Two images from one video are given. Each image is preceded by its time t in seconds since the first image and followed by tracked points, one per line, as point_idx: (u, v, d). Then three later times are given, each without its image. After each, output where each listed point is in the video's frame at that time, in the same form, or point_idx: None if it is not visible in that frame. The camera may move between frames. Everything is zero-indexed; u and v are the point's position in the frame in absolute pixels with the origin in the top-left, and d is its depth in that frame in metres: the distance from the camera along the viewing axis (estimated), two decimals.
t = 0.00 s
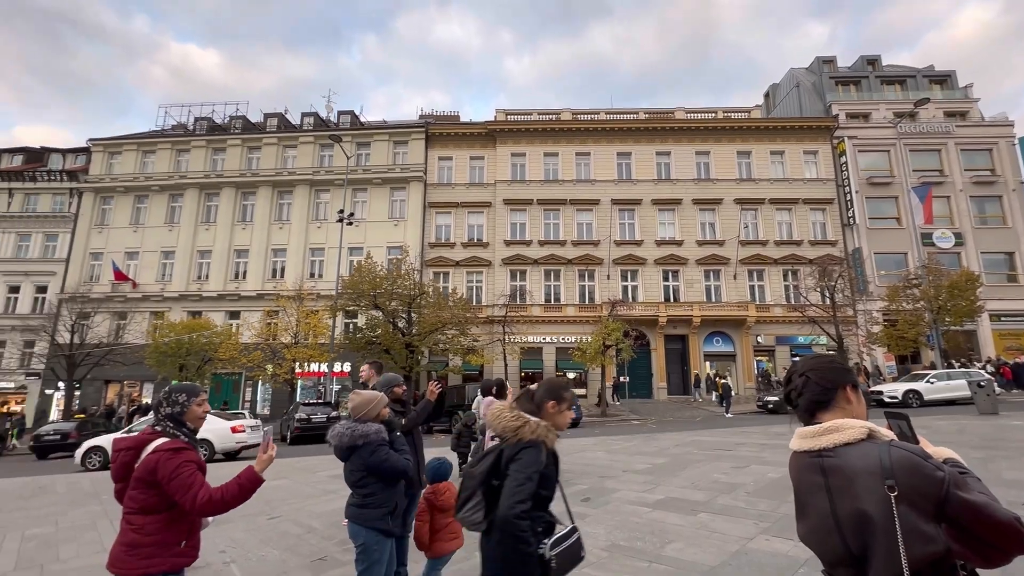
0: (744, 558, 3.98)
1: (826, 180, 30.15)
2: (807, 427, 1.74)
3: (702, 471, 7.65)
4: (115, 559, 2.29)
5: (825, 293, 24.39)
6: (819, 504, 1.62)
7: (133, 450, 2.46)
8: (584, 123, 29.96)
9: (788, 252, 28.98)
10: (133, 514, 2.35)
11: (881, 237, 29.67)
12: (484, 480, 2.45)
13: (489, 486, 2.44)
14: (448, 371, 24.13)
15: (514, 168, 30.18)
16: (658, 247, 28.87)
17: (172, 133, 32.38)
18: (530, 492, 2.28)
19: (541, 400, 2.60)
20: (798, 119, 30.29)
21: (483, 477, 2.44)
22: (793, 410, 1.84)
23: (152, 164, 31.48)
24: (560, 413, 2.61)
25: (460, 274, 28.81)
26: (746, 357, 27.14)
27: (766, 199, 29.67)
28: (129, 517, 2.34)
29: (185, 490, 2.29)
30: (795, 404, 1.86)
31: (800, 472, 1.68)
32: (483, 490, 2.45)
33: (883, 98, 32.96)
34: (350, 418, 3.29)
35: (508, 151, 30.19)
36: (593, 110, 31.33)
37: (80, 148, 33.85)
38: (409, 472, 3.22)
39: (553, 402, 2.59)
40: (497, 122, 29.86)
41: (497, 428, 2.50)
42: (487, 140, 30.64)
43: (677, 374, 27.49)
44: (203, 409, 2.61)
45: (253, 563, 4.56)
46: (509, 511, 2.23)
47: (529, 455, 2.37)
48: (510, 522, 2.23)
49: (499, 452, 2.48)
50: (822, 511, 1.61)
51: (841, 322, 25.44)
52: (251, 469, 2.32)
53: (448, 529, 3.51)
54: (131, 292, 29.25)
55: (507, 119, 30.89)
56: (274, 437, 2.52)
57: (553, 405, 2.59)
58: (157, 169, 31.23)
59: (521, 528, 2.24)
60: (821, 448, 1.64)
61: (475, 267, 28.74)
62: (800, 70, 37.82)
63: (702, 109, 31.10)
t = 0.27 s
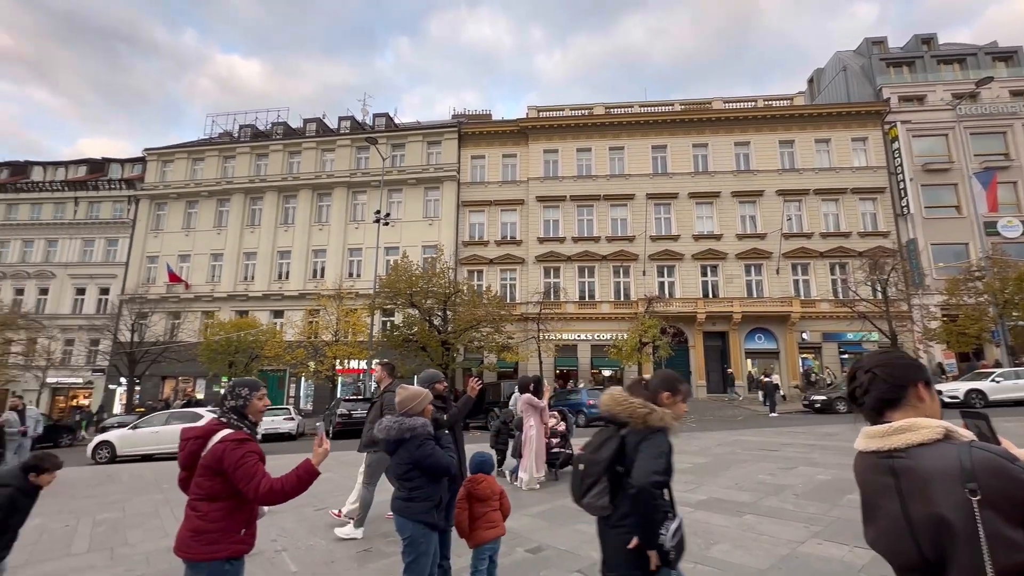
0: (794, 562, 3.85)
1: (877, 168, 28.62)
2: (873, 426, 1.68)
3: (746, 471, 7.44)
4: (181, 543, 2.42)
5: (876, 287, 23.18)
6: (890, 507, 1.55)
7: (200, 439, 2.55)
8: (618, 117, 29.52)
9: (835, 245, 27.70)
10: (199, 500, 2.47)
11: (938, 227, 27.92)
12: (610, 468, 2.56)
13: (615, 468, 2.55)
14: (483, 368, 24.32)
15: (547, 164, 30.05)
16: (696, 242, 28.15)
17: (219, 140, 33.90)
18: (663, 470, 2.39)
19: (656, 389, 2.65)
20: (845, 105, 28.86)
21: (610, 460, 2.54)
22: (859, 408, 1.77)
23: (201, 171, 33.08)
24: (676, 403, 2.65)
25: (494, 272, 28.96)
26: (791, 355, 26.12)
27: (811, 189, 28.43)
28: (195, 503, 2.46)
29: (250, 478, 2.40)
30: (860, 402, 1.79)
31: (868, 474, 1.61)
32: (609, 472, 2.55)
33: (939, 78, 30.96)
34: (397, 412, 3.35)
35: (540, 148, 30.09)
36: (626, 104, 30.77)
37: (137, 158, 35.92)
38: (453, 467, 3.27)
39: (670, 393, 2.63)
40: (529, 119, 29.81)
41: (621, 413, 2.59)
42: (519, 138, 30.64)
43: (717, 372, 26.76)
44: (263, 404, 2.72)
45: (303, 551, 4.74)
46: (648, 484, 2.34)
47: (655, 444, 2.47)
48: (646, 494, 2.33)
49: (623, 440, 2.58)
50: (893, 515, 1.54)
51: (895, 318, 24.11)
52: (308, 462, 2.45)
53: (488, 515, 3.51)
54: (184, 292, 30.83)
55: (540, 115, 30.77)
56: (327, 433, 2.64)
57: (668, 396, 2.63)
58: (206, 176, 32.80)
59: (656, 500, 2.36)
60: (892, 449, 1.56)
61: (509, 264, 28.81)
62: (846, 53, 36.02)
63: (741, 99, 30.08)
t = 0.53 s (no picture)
0: (855, 568, 3.68)
1: (938, 152, 26.79)
2: (963, 428, 1.61)
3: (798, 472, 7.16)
4: (250, 530, 2.54)
5: (939, 279, 21.74)
6: (988, 514, 1.46)
7: (267, 431, 2.67)
8: (655, 109, 28.85)
9: (892, 235, 26.15)
10: (266, 490, 2.58)
11: (1009, 213, 25.88)
12: (743, 458, 2.54)
13: (752, 461, 2.52)
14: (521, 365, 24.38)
15: (583, 159, 29.74)
16: (739, 235, 27.19)
17: (265, 147, 35.33)
18: (801, 458, 2.39)
19: (787, 382, 2.64)
20: (902, 86, 27.14)
21: (743, 453, 2.53)
22: (951, 407, 1.69)
23: (249, 176, 34.60)
24: (809, 397, 2.64)
25: (530, 269, 28.94)
26: (844, 352, 24.87)
27: (865, 177, 26.94)
28: (262, 493, 2.58)
29: (312, 472, 2.50)
30: (951, 401, 1.71)
31: (965, 478, 1.53)
32: (743, 464, 2.52)
33: (1010, 53, 28.64)
34: (449, 406, 3.40)
35: (576, 143, 29.79)
36: (664, 94, 29.99)
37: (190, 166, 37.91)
38: (505, 464, 3.30)
39: (802, 385, 2.63)
40: (564, 115, 29.59)
41: (750, 406, 2.61)
42: (554, 134, 30.46)
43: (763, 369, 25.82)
44: (325, 399, 2.82)
45: (355, 542, 4.90)
46: (785, 469, 2.34)
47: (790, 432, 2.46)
48: (784, 481, 2.34)
49: (754, 432, 2.58)
50: (992, 523, 1.45)
51: (960, 312, 22.57)
52: (367, 459, 2.52)
53: (537, 511, 3.51)
54: (235, 292, 32.38)
55: (575, 110, 30.46)
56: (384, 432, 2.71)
57: (801, 388, 2.63)
58: (254, 181, 34.28)
59: (796, 486, 2.35)
60: (992, 452, 1.49)
61: (546, 261, 28.71)
62: (903, 30, 33.86)
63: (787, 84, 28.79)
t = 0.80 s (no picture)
0: None
1: (1007, 131, 24.83)
2: None
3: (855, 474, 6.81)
4: (314, 520, 2.64)
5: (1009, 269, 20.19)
6: None
7: (329, 424, 2.77)
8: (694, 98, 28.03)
9: (955, 223, 24.46)
10: (328, 482, 2.68)
11: None
12: (877, 445, 2.27)
13: (887, 446, 2.25)
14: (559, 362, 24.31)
15: (618, 153, 29.26)
16: (785, 226, 26.09)
17: (306, 151, 36.54)
18: (946, 445, 2.08)
19: (933, 365, 2.29)
20: (965, 62, 25.28)
21: (876, 438, 2.26)
22: None
23: (292, 180, 35.90)
24: (966, 383, 2.27)
25: (566, 265, 28.75)
26: (901, 347, 23.58)
27: (923, 161, 25.29)
28: (324, 485, 2.67)
29: (372, 466, 2.57)
30: None
31: None
32: (877, 450, 2.26)
33: None
34: (502, 401, 3.44)
35: (611, 137, 29.35)
36: (703, 83, 29.08)
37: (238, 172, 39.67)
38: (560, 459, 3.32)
39: (953, 369, 2.26)
40: (599, 108, 29.20)
41: (883, 392, 2.36)
42: (589, 128, 30.10)
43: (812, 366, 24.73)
44: (382, 394, 2.95)
45: (402, 534, 5.01)
46: (924, 458, 2.06)
47: (933, 417, 2.16)
48: (924, 471, 2.07)
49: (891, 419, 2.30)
50: None
51: None
52: (425, 457, 2.57)
53: (577, 514, 3.45)
54: (282, 292, 33.71)
55: (609, 103, 29.98)
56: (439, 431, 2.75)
57: (951, 372, 2.26)
58: (297, 185, 35.53)
59: (941, 476, 2.05)
60: None
61: (582, 257, 28.44)
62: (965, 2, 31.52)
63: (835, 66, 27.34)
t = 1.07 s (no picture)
0: None
1: None
2: None
3: (915, 476, 6.47)
4: (365, 513, 2.71)
5: None
6: None
7: (380, 420, 2.83)
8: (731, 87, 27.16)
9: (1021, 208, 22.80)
10: (378, 477, 2.74)
11: None
12: None
13: None
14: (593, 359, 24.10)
15: (652, 146, 28.70)
16: (830, 216, 24.95)
17: (342, 155, 37.50)
18: None
19: None
20: None
21: None
22: None
23: (330, 184, 36.95)
24: None
25: (600, 261, 28.44)
26: (961, 343, 22.12)
27: (984, 143, 23.68)
28: (375, 480, 2.74)
29: (422, 464, 2.62)
30: None
31: None
32: None
33: None
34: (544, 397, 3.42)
35: (645, 130, 28.81)
36: (740, 70, 28.08)
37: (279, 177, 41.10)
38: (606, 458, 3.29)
39: None
40: (631, 101, 28.72)
41: None
42: (621, 121, 29.65)
43: (862, 362, 23.61)
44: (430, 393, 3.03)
45: (445, 529, 5.09)
46: None
47: None
48: None
49: None
50: None
51: None
52: (472, 459, 2.58)
53: (617, 520, 3.42)
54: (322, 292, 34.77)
55: (642, 95, 29.42)
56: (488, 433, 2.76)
57: None
58: (334, 188, 36.53)
59: None
60: None
61: (617, 253, 28.06)
62: None
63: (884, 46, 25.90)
